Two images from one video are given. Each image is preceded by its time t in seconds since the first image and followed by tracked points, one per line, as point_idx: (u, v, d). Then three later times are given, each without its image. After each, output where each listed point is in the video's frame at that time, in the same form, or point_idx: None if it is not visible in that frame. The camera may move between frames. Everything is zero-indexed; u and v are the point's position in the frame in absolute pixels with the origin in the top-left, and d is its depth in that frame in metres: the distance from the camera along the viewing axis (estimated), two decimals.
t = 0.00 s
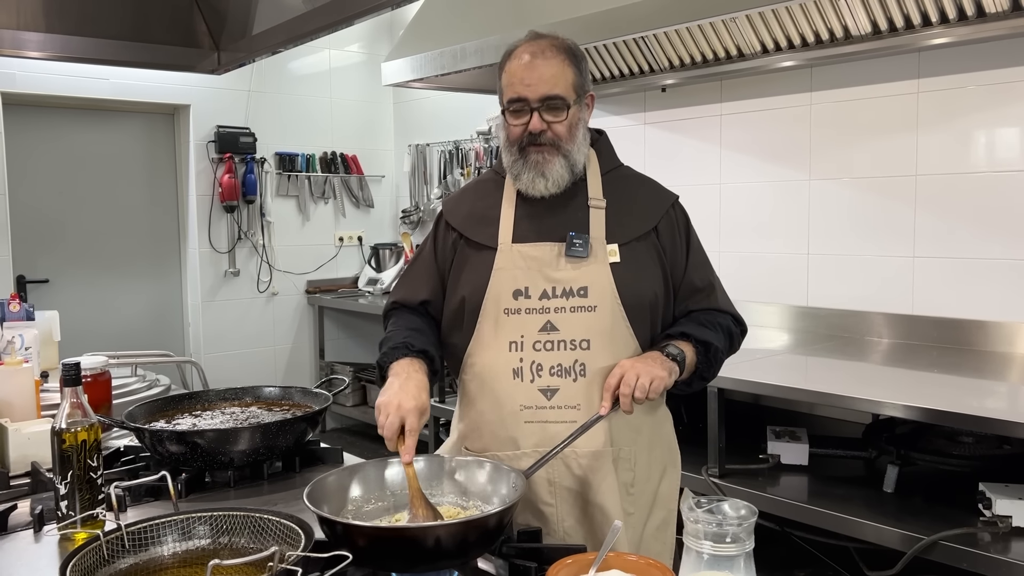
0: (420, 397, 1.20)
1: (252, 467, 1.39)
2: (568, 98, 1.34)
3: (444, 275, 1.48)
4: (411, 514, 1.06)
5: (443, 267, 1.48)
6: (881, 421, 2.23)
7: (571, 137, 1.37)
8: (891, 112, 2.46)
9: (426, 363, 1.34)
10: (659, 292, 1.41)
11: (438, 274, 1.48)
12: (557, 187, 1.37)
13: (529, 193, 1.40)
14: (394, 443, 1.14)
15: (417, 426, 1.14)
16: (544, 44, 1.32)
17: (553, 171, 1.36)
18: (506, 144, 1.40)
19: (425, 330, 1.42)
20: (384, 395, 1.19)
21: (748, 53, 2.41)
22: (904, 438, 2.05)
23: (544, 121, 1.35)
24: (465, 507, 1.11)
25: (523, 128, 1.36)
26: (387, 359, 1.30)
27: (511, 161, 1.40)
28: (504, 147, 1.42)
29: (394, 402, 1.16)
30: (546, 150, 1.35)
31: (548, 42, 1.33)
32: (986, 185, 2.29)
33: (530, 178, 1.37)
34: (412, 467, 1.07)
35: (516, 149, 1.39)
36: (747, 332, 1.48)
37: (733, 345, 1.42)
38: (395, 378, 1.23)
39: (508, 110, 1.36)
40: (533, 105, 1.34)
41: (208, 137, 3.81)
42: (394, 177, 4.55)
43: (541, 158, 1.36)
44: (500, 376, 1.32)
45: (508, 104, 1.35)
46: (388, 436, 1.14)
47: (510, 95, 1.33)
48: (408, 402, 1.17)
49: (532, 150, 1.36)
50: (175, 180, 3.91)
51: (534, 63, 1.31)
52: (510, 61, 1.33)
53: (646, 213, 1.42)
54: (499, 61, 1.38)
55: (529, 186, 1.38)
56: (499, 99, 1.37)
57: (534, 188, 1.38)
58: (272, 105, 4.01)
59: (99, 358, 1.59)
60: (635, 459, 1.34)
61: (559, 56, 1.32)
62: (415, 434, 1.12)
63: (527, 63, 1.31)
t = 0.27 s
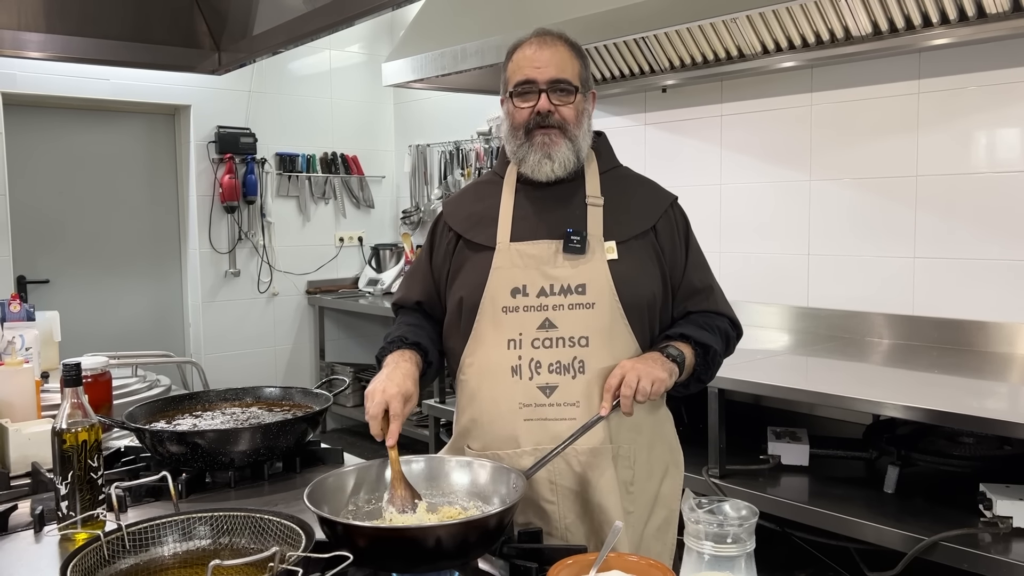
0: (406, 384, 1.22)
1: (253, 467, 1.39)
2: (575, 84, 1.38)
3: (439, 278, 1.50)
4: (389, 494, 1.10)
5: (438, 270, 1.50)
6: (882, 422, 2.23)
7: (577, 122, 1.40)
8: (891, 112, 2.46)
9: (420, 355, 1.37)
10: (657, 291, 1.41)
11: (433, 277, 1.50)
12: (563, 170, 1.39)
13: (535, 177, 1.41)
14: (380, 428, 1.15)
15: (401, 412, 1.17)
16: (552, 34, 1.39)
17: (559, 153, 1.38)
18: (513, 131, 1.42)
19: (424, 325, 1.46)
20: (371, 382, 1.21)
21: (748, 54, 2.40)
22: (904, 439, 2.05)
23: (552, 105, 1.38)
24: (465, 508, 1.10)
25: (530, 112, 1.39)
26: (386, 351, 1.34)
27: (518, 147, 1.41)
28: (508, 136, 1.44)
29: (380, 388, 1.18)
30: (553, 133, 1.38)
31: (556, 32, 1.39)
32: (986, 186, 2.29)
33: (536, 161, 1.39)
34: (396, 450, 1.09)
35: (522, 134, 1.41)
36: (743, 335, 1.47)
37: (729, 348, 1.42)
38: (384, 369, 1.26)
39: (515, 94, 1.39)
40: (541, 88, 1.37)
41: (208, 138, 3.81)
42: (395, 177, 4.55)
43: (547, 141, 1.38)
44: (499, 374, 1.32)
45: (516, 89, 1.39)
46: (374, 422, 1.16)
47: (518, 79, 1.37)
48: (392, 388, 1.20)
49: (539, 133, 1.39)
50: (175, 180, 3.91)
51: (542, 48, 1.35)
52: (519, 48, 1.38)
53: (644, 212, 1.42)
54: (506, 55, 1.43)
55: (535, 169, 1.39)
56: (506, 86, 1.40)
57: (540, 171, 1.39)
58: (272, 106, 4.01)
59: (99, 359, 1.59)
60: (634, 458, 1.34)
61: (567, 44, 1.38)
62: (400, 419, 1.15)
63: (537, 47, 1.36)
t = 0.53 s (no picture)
0: (411, 385, 1.23)
1: (253, 468, 1.39)
2: (575, 83, 1.38)
3: (438, 280, 1.51)
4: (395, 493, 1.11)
5: (437, 272, 1.51)
6: (882, 422, 2.23)
7: (577, 121, 1.40)
8: (891, 113, 2.46)
9: (424, 357, 1.37)
10: (655, 289, 1.41)
11: (433, 278, 1.51)
12: (563, 168, 1.38)
13: (534, 174, 1.40)
14: (385, 429, 1.15)
15: (407, 411, 1.16)
16: (553, 35, 1.40)
17: (559, 150, 1.37)
18: (512, 128, 1.42)
19: (428, 327, 1.48)
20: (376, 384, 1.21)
21: (748, 54, 2.41)
22: (905, 439, 2.05)
23: (551, 103, 1.39)
24: (466, 507, 1.10)
25: (530, 110, 1.40)
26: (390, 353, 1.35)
27: (517, 144, 1.41)
28: (507, 135, 1.44)
29: (385, 389, 1.18)
30: (552, 130, 1.38)
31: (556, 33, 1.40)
32: (986, 187, 2.29)
33: (536, 158, 1.38)
34: (401, 450, 1.09)
35: (521, 132, 1.41)
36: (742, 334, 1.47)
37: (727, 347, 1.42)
38: (389, 371, 1.26)
39: (515, 92, 1.40)
40: (541, 86, 1.37)
41: (208, 138, 3.81)
42: (395, 178, 4.56)
43: (547, 138, 1.37)
44: (497, 372, 1.32)
45: (516, 87, 1.39)
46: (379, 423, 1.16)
47: (518, 76, 1.38)
48: (397, 389, 1.19)
49: (538, 130, 1.39)
50: (176, 180, 3.91)
51: (542, 47, 1.36)
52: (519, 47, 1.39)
53: (642, 210, 1.42)
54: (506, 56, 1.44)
55: (534, 166, 1.39)
56: (506, 84, 1.41)
57: (539, 168, 1.38)
58: (273, 107, 4.01)
59: (100, 359, 1.60)
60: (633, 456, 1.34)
61: (567, 45, 1.39)
62: (405, 419, 1.14)
63: (537, 46, 1.37)
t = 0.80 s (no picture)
0: (410, 386, 1.23)
1: (254, 468, 1.39)
2: (577, 85, 1.38)
3: (438, 280, 1.50)
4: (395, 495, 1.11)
5: (437, 273, 1.51)
6: (883, 422, 2.23)
7: (578, 123, 1.40)
8: (891, 113, 2.46)
9: (423, 357, 1.37)
10: (656, 289, 1.41)
11: (433, 279, 1.51)
12: (565, 172, 1.39)
13: (535, 178, 1.41)
14: (384, 430, 1.15)
15: (406, 412, 1.16)
16: (554, 34, 1.40)
17: (560, 155, 1.38)
18: (514, 130, 1.42)
19: (427, 328, 1.48)
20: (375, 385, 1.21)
21: (748, 55, 2.41)
22: (905, 439, 2.05)
23: (554, 105, 1.39)
24: (467, 507, 1.10)
25: (531, 111, 1.40)
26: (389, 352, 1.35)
27: (518, 146, 1.41)
28: (509, 137, 1.44)
29: (384, 390, 1.18)
30: (554, 134, 1.38)
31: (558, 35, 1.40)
32: (986, 187, 2.29)
33: (538, 162, 1.39)
34: (401, 451, 1.09)
35: (523, 135, 1.41)
36: (742, 334, 1.47)
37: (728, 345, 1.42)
38: (388, 372, 1.26)
39: (517, 95, 1.40)
40: (542, 88, 1.38)
41: (209, 139, 3.81)
42: (395, 178, 4.56)
43: (549, 142, 1.38)
44: (498, 372, 1.32)
45: (518, 89, 1.39)
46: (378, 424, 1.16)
47: (520, 79, 1.38)
48: (396, 390, 1.19)
49: (539, 132, 1.39)
50: (176, 181, 3.91)
51: (545, 49, 1.36)
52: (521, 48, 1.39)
53: (643, 210, 1.42)
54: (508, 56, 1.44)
55: (536, 170, 1.39)
56: (508, 85, 1.41)
57: (541, 172, 1.39)
58: (272, 107, 4.01)
59: (100, 360, 1.60)
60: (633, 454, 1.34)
61: (569, 47, 1.39)
62: (404, 420, 1.14)
63: (539, 48, 1.37)
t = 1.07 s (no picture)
0: (411, 388, 1.22)
1: (254, 469, 1.39)
2: (581, 84, 1.39)
3: (439, 281, 1.51)
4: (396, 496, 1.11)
5: (438, 273, 1.51)
6: (883, 422, 2.23)
7: (582, 122, 1.40)
8: (891, 113, 2.47)
9: (425, 359, 1.37)
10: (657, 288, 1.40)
11: (434, 279, 1.51)
12: (569, 169, 1.38)
13: (540, 175, 1.40)
14: (385, 433, 1.15)
15: (407, 415, 1.16)
16: (558, 35, 1.41)
17: (565, 151, 1.37)
18: (517, 129, 1.42)
19: (428, 329, 1.47)
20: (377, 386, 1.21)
21: (748, 55, 2.41)
22: (905, 440, 2.05)
23: (558, 103, 1.39)
24: (468, 509, 1.10)
25: (535, 110, 1.39)
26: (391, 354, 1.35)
27: (522, 143, 1.40)
28: (512, 136, 1.44)
29: (386, 393, 1.18)
30: (559, 131, 1.38)
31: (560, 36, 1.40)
32: (986, 187, 2.30)
33: (542, 159, 1.38)
34: (402, 453, 1.09)
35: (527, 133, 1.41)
36: (747, 332, 1.40)
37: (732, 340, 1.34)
38: (389, 373, 1.26)
39: (521, 93, 1.40)
40: (547, 86, 1.38)
41: (209, 139, 3.81)
42: (395, 179, 4.56)
43: (553, 139, 1.37)
44: (499, 371, 1.32)
45: (522, 88, 1.39)
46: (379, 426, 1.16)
47: (524, 77, 1.38)
48: (398, 392, 1.19)
49: (544, 129, 1.38)
50: (176, 181, 3.91)
51: (549, 48, 1.37)
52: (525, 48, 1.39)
53: (644, 210, 1.43)
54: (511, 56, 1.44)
55: (540, 167, 1.39)
56: (511, 84, 1.41)
57: (546, 169, 1.38)
58: (272, 108, 4.01)
59: (101, 361, 1.60)
60: (635, 454, 1.34)
61: (572, 47, 1.39)
62: (405, 423, 1.14)
63: (543, 47, 1.37)
